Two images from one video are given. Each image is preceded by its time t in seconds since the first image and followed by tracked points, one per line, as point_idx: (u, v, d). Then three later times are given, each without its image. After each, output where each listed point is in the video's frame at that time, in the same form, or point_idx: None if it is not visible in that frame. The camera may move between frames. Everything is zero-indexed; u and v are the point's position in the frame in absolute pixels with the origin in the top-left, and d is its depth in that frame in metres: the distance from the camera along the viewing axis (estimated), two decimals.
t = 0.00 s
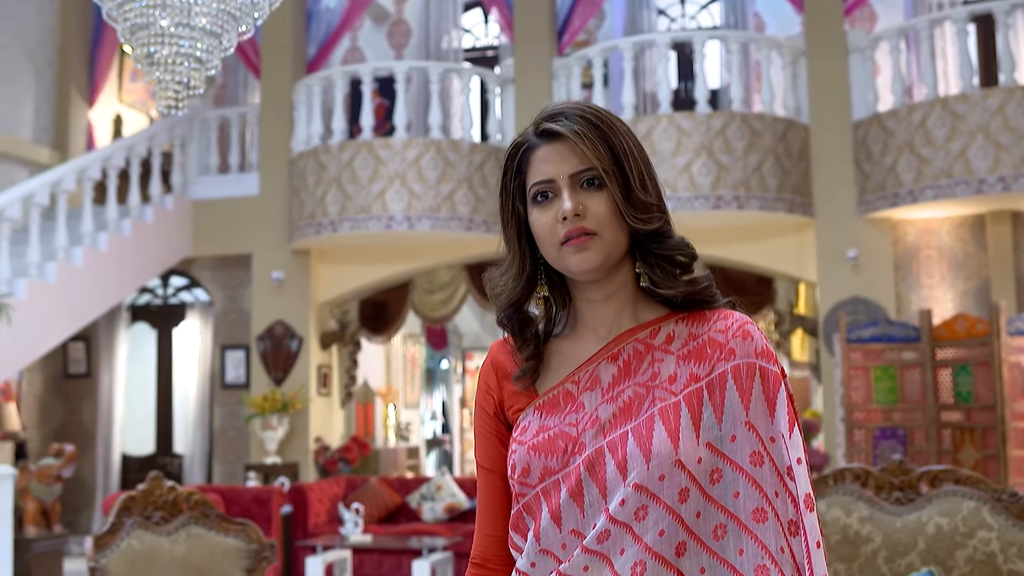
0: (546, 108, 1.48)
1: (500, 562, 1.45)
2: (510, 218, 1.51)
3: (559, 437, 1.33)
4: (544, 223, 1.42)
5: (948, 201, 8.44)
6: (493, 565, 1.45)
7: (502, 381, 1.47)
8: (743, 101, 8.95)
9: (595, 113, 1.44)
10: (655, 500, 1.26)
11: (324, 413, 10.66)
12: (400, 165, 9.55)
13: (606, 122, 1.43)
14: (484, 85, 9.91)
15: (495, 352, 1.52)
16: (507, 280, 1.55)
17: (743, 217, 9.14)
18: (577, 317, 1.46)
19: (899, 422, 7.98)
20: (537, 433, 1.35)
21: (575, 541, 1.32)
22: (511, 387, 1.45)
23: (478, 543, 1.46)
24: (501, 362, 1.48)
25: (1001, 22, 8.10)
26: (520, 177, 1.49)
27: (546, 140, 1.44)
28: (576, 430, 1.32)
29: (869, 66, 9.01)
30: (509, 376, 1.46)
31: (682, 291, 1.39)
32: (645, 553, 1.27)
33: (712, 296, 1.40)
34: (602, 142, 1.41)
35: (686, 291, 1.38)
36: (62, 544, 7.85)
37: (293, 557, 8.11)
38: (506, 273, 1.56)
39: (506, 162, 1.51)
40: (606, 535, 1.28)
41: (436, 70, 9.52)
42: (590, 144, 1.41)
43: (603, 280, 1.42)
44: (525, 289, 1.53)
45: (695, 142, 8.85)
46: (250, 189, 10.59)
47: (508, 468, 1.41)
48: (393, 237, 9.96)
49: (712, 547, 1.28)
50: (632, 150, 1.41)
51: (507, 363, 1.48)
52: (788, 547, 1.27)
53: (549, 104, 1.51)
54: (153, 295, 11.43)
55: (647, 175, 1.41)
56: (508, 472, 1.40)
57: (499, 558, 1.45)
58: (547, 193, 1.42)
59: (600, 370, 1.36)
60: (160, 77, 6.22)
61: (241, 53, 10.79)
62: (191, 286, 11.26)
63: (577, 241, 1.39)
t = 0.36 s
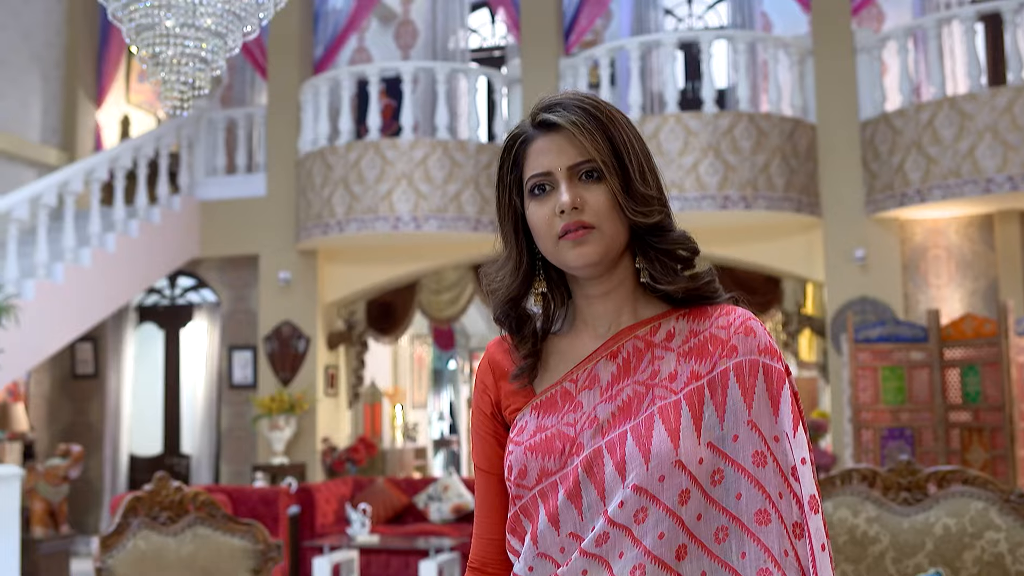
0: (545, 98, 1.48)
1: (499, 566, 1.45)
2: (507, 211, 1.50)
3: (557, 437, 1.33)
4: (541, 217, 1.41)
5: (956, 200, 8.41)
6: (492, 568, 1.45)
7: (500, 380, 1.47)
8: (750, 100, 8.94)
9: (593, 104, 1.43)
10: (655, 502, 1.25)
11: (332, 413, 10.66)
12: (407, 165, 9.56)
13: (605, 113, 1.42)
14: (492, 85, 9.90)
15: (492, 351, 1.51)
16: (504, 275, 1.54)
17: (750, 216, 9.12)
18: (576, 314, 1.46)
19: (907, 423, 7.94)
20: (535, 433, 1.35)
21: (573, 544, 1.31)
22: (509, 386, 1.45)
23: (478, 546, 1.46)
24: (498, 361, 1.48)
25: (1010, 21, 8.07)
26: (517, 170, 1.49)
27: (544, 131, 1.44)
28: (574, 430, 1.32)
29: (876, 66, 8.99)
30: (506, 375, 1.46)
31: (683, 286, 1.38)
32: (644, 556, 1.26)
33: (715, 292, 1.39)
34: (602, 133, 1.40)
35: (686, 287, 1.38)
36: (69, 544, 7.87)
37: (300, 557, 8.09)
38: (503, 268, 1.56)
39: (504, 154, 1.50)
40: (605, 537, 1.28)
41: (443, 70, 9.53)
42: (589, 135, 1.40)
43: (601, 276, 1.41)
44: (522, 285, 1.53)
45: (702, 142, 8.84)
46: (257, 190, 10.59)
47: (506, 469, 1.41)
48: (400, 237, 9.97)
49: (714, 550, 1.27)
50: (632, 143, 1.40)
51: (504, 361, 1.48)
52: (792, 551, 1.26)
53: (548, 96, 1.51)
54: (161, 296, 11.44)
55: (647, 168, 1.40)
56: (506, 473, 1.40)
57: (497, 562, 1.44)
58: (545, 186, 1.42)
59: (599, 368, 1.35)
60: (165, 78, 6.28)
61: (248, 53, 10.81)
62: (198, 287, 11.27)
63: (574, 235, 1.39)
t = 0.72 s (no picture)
0: (543, 87, 1.48)
1: (495, 571, 1.44)
2: (504, 203, 1.50)
3: (552, 436, 1.33)
4: (539, 208, 1.41)
5: (967, 202, 8.38)
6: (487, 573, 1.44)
7: (496, 378, 1.47)
8: (759, 102, 8.92)
9: (592, 92, 1.43)
10: (653, 502, 1.25)
11: (341, 415, 10.66)
12: (416, 167, 9.57)
13: (605, 100, 1.42)
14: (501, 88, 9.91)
15: (490, 347, 1.52)
16: (501, 269, 1.55)
17: (759, 218, 9.10)
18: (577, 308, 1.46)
19: (917, 425, 7.87)
20: (530, 432, 1.35)
21: (568, 547, 1.31)
22: (505, 384, 1.45)
23: (475, 551, 1.45)
24: (495, 358, 1.48)
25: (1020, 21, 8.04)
26: (514, 160, 1.49)
27: (541, 120, 1.44)
28: (570, 429, 1.32)
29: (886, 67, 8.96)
30: (503, 373, 1.46)
31: (684, 281, 1.38)
32: (641, 560, 1.25)
33: (718, 287, 1.38)
34: (601, 123, 1.40)
35: (688, 281, 1.37)
36: (78, 546, 7.88)
37: (309, 559, 8.08)
38: (500, 261, 1.56)
39: (500, 145, 1.50)
40: (601, 539, 1.27)
41: (452, 72, 9.54)
42: (587, 124, 1.40)
43: (602, 270, 1.41)
44: (520, 279, 1.53)
45: (711, 144, 8.83)
46: (266, 192, 10.61)
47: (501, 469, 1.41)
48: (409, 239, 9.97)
49: (714, 554, 1.26)
50: (633, 132, 1.40)
51: (500, 359, 1.48)
52: (798, 555, 1.25)
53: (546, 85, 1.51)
54: (171, 298, 11.46)
55: (648, 159, 1.40)
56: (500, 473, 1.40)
57: (493, 566, 1.44)
58: (542, 177, 1.42)
59: (597, 365, 1.35)
60: (173, 80, 6.31)
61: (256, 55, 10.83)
62: (208, 289, 11.28)
63: (573, 226, 1.38)
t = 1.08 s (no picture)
0: (546, 76, 1.48)
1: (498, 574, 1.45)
2: (507, 198, 1.52)
3: (554, 435, 1.33)
4: (542, 200, 1.41)
5: (974, 207, 8.37)
6: None
7: (499, 377, 1.48)
8: (766, 107, 8.93)
9: (596, 81, 1.44)
10: (657, 504, 1.24)
11: (348, 421, 10.66)
12: (422, 172, 9.59)
13: (609, 89, 1.42)
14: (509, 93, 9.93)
15: (493, 346, 1.53)
16: (503, 265, 1.56)
17: (765, 223, 9.10)
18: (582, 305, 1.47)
19: (924, 430, 7.86)
20: (531, 431, 1.36)
21: (570, 550, 1.31)
22: (508, 383, 1.46)
23: (477, 555, 1.46)
24: (498, 357, 1.49)
25: None
26: (516, 152, 1.50)
27: (544, 110, 1.44)
28: (572, 428, 1.32)
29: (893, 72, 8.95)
30: (505, 371, 1.47)
31: (692, 276, 1.37)
32: (643, 564, 1.24)
33: (727, 282, 1.38)
34: (605, 112, 1.40)
35: (696, 276, 1.37)
36: (86, 550, 7.92)
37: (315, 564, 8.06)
38: (501, 258, 1.57)
39: (503, 137, 1.51)
40: (603, 542, 1.27)
41: (459, 78, 9.56)
42: (591, 113, 1.40)
43: (607, 266, 1.41)
44: (524, 277, 1.54)
45: (718, 149, 8.83)
46: (274, 198, 10.63)
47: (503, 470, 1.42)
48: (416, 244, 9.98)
49: (720, 559, 1.25)
50: (638, 122, 1.40)
51: (503, 357, 1.49)
52: (808, 560, 1.23)
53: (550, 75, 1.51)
54: (178, 303, 11.47)
55: (654, 150, 1.40)
56: (502, 474, 1.41)
57: (496, 570, 1.45)
58: (545, 168, 1.42)
59: (602, 362, 1.36)
60: (181, 85, 6.36)
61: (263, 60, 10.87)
62: (215, 295, 11.28)
63: (577, 219, 1.38)
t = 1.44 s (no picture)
0: (555, 70, 1.49)
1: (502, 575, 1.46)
2: (514, 194, 1.53)
3: (560, 432, 1.34)
4: (550, 196, 1.42)
5: (976, 215, 8.37)
6: None
7: (505, 375, 1.49)
8: (768, 115, 8.95)
9: (605, 74, 1.44)
10: (667, 504, 1.24)
11: (350, 428, 10.66)
12: (425, 180, 9.60)
13: (619, 82, 1.43)
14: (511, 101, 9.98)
15: (499, 344, 1.54)
16: (510, 263, 1.57)
17: (769, 231, 9.11)
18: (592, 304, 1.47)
19: (927, 438, 7.84)
20: (537, 429, 1.37)
21: (576, 552, 1.32)
22: (513, 382, 1.47)
23: (481, 558, 1.47)
24: (504, 355, 1.50)
25: None
26: (524, 147, 1.51)
27: (553, 105, 1.45)
28: (579, 425, 1.33)
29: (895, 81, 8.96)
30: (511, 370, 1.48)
31: (704, 275, 1.37)
32: (653, 567, 1.24)
33: (740, 280, 1.38)
34: (615, 106, 1.41)
35: (708, 275, 1.37)
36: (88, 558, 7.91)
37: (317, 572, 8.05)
38: (509, 257, 1.58)
39: (511, 132, 1.52)
40: (611, 544, 1.27)
41: (461, 86, 9.58)
42: (600, 106, 1.41)
43: (618, 265, 1.41)
44: (531, 275, 1.55)
45: (720, 157, 8.84)
46: (277, 205, 10.64)
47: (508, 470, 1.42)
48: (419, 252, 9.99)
49: (731, 560, 1.25)
50: (649, 117, 1.41)
51: (510, 356, 1.50)
52: (824, 561, 1.22)
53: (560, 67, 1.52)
54: (180, 311, 11.50)
55: (666, 144, 1.41)
56: (507, 474, 1.42)
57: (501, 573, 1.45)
58: (553, 164, 1.43)
59: (611, 358, 1.36)
60: (185, 93, 6.37)
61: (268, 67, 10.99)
62: (218, 302, 11.30)
63: (585, 216, 1.39)
